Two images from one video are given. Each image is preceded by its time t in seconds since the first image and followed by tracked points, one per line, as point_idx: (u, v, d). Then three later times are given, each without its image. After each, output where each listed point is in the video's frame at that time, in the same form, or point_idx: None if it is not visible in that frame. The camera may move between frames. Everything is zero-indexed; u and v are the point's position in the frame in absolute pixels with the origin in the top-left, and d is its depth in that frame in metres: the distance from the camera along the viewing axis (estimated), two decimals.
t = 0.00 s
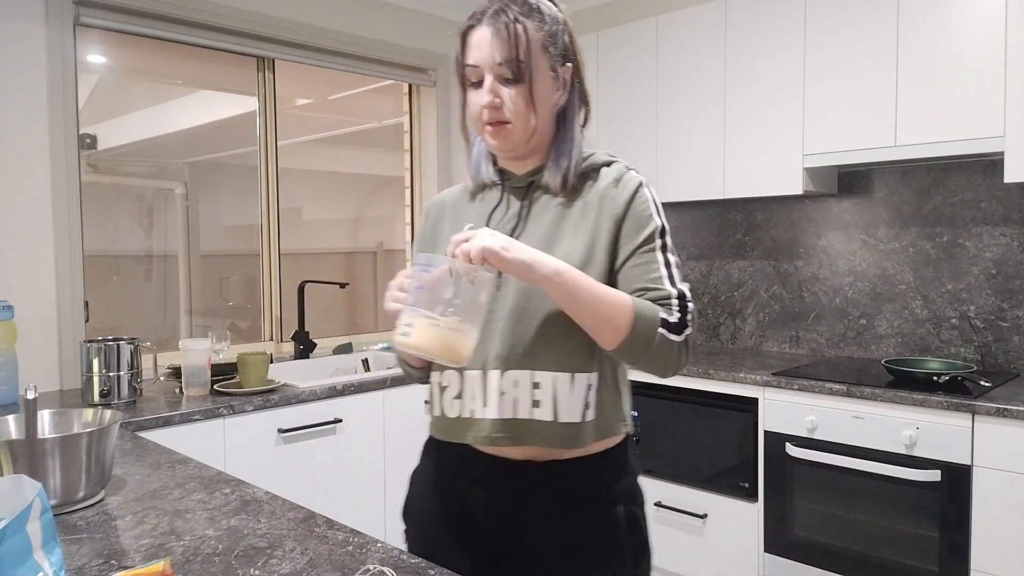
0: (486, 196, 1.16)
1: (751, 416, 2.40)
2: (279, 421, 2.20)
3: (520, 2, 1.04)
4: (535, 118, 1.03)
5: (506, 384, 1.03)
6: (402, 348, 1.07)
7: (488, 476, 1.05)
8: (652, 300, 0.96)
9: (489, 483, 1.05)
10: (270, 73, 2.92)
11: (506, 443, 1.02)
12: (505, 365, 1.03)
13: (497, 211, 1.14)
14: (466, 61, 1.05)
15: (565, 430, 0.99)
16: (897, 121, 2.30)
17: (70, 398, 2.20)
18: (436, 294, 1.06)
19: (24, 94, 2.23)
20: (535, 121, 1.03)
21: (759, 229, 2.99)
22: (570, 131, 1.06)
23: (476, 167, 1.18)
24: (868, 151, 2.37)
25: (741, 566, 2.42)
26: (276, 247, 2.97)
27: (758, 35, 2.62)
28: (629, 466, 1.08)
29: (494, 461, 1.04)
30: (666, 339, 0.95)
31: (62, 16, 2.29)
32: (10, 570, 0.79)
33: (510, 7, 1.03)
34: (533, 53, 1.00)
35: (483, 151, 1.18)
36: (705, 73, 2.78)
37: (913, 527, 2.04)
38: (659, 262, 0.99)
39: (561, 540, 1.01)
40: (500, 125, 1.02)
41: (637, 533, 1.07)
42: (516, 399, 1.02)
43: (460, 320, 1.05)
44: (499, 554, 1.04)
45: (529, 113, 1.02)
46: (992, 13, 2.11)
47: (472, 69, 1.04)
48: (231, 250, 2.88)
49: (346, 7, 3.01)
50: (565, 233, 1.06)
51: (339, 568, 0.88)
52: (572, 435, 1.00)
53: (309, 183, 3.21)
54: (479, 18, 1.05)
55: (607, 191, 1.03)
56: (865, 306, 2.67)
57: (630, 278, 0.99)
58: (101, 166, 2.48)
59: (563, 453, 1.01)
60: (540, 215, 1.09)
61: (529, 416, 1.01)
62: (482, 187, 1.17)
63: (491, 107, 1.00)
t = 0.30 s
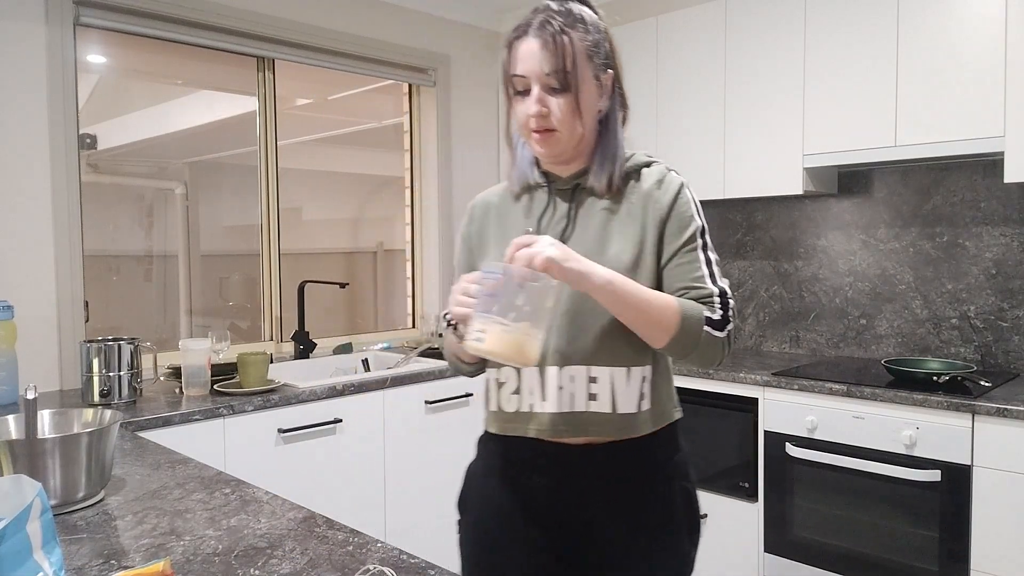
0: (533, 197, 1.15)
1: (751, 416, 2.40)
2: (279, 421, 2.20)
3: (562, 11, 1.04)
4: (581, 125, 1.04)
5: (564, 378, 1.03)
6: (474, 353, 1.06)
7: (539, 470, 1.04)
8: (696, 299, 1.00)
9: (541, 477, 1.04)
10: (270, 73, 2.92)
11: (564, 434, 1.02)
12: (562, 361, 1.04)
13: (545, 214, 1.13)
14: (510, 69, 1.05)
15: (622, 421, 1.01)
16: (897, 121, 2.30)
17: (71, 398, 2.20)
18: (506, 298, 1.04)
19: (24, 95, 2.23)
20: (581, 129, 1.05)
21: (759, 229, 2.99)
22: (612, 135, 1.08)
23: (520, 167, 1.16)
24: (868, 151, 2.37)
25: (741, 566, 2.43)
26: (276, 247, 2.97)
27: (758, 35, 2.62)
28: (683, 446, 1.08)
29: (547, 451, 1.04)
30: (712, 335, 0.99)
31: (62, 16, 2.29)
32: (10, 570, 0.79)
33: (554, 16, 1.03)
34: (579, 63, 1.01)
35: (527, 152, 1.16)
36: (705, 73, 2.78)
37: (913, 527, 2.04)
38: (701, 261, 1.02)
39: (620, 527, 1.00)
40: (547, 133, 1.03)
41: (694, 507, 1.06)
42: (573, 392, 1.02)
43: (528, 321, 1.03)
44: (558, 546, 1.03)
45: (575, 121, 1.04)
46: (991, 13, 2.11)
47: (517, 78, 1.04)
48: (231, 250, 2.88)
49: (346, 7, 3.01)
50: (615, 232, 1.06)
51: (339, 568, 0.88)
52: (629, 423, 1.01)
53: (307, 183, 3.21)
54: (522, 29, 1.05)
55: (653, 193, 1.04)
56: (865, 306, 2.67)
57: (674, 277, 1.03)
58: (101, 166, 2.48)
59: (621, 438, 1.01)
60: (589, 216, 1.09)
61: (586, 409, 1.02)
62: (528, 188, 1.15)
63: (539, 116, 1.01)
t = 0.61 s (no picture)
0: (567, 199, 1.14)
1: (751, 416, 2.40)
2: (279, 421, 2.20)
3: (595, 23, 1.06)
4: (614, 135, 1.05)
5: (598, 373, 1.04)
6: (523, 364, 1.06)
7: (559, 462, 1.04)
8: (737, 298, 1.03)
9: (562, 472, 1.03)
10: (269, 73, 2.92)
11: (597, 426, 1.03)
12: (598, 356, 1.05)
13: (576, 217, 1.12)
14: (545, 79, 1.06)
15: (655, 415, 1.01)
16: (897, 121, 2.30)
17: (71, 398, 2.20)
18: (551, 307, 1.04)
19: (24, 94, 2.23)
20: (614, 138, 1.06)
21: (759, 229, 3.00)
22: (643, 144, 1.09)
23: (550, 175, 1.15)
24: (868, 151, 2.37)
25: (741, 566, 2.43)
26: (276, 247, 2.98)
27: (757, 35, 2.62)
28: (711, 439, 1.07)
29: (567, 446, 1.04)
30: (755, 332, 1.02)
31: (62, 16, 2.29)
32: (10, 570, 0.79)
33: (588, 28, 1.04)
34: (614, 75, 1.02)
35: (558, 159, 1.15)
36: (704, 74, 2.78)
37: (913, 527, 2.04)
38: (739, 263, 1.05)
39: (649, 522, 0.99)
40: (583, 142, 1.04)
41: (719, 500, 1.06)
42: (608, 385, 1.04)
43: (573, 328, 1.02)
44: (586, 540, 1.02)
45: (610, 130, 1.05)
46: (991, 13, 2.11)
47: (552, 88, 1.05)
48: (230, 250, 2.88)
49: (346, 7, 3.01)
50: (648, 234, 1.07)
51: (339, 568, 0.88)
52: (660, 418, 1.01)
53: (306, 183, 3.21)
54: (556, 40, 1.06)
55: (687, 197, 1.06)
56: (865, 306, 2.67)
57: (710, 278, 1.05)
58: (101, 166, 2.48)
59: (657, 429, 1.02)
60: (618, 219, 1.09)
61: (621, 402, 1.03)
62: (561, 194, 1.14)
63: (576, 126, 1.02)
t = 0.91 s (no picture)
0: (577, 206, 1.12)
1: (751, 416, 2.40)
2: (279, 421, 2.20)
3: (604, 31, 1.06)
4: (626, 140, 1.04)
5: (614, 366, 1.02)
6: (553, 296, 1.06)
7: (568, 452, 1.03)
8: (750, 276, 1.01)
9: (570, 465, 1.02)
10: (269, 73, 2.92)
11: (613, 420, 1.01)
12: (611, 349, 1.03)
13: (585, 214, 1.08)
14: (555, 86, 1.06)
15: (671, 405, 1.00)
16: (897, 121, 2.30)
17: (71, 398, 2.20)
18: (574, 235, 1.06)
19: (24, 94, 2.23)
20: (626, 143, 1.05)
21: (759, 230, 3.00)
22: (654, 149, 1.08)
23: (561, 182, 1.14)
24: (868, 151, 2.37)
25: (741, 566, 2.43)
26: (276, 247, 2.97)
27: (757, 35, 2.62)
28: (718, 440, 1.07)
29: (569, 445, 1.03)
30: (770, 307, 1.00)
31: (62, 16, 2.29)
32: (10, 570, 0.79)
33: (598, 35, 1.04)
34: (625, 81, 1.02)
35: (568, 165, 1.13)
36: (704, 73, 2.78)
37: (913, 527, 2.04)
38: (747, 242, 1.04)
39: (657, 516, 0.98)
40: (594, 148, 1.04)
41: (726, 502, 1.06)
42: (623, 379, 1.01)
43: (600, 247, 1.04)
44: (592, 538, 1.01)
45: (621, 136, 1.04)
46: (991, 13, 2.11)
47: (562, 94, 1.04)
48: (230, 250, 2.88)
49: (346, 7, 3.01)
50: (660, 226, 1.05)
51: (339, 568, 0.88)
52: (673, 409, 1.00)
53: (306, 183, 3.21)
54: (566, 48, 1.06)
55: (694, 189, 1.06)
56: (865, 306, 2.67)
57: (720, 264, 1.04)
58: (101, 166, 2.48)
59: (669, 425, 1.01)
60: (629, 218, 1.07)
61: (637, 395, 1.01)
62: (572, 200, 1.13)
63: (587, 132, 1.02)
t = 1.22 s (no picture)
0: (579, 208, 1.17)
1: (751, 416, 2.40)
2: (279, 421, 2.20)
3: (605, 36, 1.06)
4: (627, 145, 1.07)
5: (620, 361, 1.03)
6: (563, 235, 1.03)
7: (569, 451, 1.03)
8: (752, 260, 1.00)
9: (573, 465, 1.02)
10: (269, 73, 2.92)
11: (618, 417, 1.01)
12: (617, 343, 1.04)
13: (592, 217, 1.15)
14: (556, 92, 1.06)
15: (679, 398, 1.00)
16: (897, 121, 2.30)
17: (70, 398, 2.20)
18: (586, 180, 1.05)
19: (24, 94, 2.23)
20: (628, 148, 1.07)
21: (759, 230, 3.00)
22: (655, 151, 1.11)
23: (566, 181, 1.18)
24: (868, 151, 2.37)
25: (741, 566, 2.42)
26: (276, 247, 2.97)
27: (758, 35, 2.62)
28: (720, 441, 1.07)
29: (569, 447, 1.03)
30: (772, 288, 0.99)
31: (62, 16, 2.29)
32: (10, 569, 0.79)
33: (599, 41, 1.05)
34: (627, 89, 1.03)
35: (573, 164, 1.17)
36: (704, 73, 2.78)
37: (913, 527, 2.04)
38: (747, 225, 1.03)
39: (659, 517, 0.98)
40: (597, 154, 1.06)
41: (727, 502, 1.06)
42: (629, 374, 1.02)
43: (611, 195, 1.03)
44: (593, 537, 1.01)
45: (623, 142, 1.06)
46: (991, 13, 2.11)
47: (564, 101, 1.05)
48: (230, 250, 2.88)
49: (346, 7, 3.01)
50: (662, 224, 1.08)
51: (339, 568, 0.88)
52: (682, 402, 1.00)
53: (306, 183, 3.21)
54: (566, 54, 1.07)
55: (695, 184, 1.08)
56: (865, 306, 2.67)
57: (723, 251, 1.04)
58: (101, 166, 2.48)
59: (674, 424, 1.01)
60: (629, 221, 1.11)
61: (644, 388, 1.01)
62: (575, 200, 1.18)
63: (590, 140, 1.03)
